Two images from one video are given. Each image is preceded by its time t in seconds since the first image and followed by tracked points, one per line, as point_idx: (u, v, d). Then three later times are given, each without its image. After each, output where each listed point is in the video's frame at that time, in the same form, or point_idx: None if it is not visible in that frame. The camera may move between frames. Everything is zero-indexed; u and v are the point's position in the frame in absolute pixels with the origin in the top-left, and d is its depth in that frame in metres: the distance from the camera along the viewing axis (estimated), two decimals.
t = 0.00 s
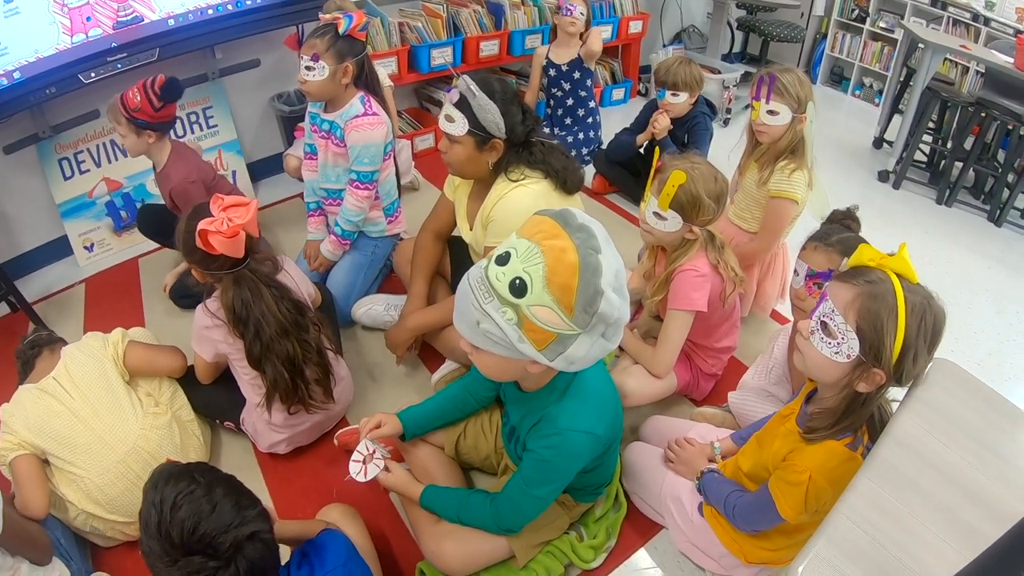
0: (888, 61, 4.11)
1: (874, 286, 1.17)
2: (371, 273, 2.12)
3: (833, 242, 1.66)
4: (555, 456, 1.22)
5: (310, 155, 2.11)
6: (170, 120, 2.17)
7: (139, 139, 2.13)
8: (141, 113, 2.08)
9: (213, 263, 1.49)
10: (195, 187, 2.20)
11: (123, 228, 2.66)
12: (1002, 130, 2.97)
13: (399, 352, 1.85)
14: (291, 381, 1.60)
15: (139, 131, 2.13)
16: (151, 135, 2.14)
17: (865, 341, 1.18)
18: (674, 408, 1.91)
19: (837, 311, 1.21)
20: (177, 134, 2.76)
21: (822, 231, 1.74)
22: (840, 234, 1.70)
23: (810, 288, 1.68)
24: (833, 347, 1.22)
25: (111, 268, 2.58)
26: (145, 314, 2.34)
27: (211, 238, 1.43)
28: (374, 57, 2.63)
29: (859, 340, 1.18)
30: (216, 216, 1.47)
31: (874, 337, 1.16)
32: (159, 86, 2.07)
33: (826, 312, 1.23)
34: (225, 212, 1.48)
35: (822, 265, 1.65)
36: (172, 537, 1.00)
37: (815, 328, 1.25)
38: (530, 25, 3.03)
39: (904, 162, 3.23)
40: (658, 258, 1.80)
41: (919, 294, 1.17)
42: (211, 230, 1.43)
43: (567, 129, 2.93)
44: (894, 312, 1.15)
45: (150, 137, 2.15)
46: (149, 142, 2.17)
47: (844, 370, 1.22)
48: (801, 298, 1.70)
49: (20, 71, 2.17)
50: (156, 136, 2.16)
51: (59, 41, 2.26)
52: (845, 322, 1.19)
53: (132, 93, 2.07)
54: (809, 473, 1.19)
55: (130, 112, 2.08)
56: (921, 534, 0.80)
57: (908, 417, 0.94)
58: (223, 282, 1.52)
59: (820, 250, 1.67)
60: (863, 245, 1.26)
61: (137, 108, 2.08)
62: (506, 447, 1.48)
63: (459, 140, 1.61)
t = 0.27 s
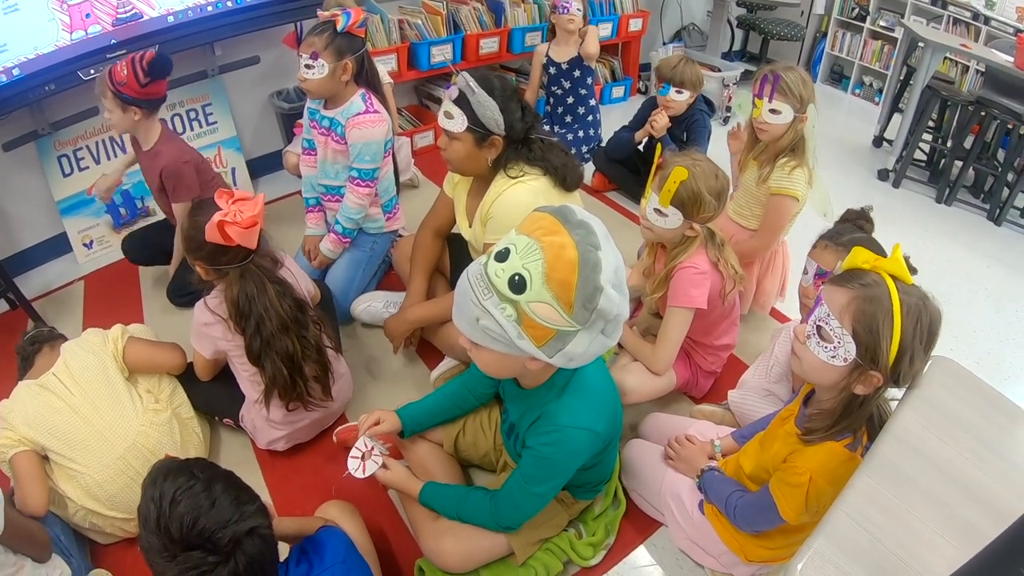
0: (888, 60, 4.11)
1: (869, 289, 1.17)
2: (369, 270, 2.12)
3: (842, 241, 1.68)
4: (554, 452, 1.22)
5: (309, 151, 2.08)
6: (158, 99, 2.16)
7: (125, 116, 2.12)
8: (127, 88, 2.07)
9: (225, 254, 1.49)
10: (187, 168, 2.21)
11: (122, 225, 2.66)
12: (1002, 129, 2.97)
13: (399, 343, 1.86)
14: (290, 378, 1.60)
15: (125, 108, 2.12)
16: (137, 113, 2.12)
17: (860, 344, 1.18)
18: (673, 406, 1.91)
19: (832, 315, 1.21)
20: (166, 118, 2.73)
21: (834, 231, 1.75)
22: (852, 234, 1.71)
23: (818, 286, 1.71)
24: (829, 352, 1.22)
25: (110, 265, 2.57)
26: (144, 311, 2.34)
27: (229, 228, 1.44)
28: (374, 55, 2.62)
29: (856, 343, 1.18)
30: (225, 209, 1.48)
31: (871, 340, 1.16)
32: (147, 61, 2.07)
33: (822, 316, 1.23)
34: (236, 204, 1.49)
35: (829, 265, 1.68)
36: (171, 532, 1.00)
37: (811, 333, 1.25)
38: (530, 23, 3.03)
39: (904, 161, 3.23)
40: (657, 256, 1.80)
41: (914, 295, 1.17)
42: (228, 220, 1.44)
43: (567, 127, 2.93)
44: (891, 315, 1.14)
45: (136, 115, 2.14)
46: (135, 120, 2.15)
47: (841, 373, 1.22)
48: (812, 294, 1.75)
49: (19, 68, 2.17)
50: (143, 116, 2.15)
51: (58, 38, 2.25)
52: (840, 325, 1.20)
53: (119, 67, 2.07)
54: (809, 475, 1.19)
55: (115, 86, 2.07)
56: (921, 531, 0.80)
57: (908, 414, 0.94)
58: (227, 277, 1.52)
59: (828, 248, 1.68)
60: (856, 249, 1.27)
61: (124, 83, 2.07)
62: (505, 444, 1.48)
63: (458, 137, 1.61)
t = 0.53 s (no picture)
0: (888, 59, 4.11)
1: (869, 291, 1.17)
2: (369, 268, 2.12)
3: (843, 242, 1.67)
4: (553, 451, 1.22)
5: (307, 149, 2.08)
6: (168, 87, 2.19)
7: (136, 104, 2.13)
8: (141, 74, 2.10)
9: (227, 255, 1.50)
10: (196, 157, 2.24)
11: (122, 223, 2.66)
12: (1002, 128, 2.96)
13: (399, 341, 1.86)
14: (290, 376, 1.60)
15: (136, 95, 2.13)
16: (148, 101, 2.14)
17: (864, 347, 1.18)
18: (673, 405, 1.91)
19: (833, 320, 1.21)
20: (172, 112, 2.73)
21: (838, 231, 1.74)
22: (853, 234, 1.71)
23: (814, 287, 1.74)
24: (833, 356, 1.22)
25: (110, 263, 2.58)
26: (144, 309, 2.34)
27: (233, 230, 1.44)
28: (374, 52, 2.62)
29: (859, 347, 1.18)
30: (229, 210, 1.48)
31: (874, 342, 1.16)
32: (161, 47, 2.08)
33: (823, 321, 1.23)
34: (239, 204, 1.49)
35: (825, 266, 1.69)
36: (170, 530, 1.00)
37: (813, 339, 1.25)
38: (530, 21, 3.02)
39: (904, 160, 3.23)
40: (657, 254, 1.80)
41: (914, 294, 1.17)
42: (232, 222, 1.44)
43: (567, 125, 2.93)
44: (893, 315, 1.15)
45: (147, 103, 2.15)
46: (145, 109, 2.17)
47: (846, 376, 1.22)
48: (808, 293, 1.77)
49: (19, 66, 2.17)
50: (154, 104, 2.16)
51: (58, 36, 2.25)
52: (843, 330, 1.19)
53: (132, 54, 2.09)
54: (813, 477, 1.19)
55: (129, 73, 2.09)
56: (919, 530, 0.80)
57: (907, 413, 0.94)
58: (229, 275, 1.53)
59: (827, 249, 1.68)
60: (854, 250, 1.27)
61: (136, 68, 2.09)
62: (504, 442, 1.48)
63: (458, 134, 1.61)
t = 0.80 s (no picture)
0: (889, 58, 4.10)
1: (871, 289, 1.17)
2: (369, 265, 2.11)
3: (839, 241, 1.66)
4: (551, 447, 1.22)
5: (306, 146, 2.09)
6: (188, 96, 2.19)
7: (157, 116, 2.14)
8: (160, 87, 2.10)
9: (230, 258, 1.50)
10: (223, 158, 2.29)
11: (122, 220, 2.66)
12: (1002, 127, 2.96)
13: (399, 339, 1.86)
14: (289, 377, 1.60)
15: (157, 107, 2.14)
16: (170, 111, 2.15)
17: (864, 344, 1.17)
18: (672, 402, 1.91)
19: (834, 316, 1.21)
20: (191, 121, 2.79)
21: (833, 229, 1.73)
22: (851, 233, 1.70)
23: (809, 282, 1.72)
24: (832, 352, 1.22)
25: (110, 260, 2.58)
26: (144, 306, 2.34)
27: (238, 236, 1.44)
28: (373, 50, 2.62)
29: (858, 344, 1.18)
30: (234, 214, 1.48)
31: (874, 339, 1.16)
32: (176, 59, 2.08)
33: (823, 317, 1.23)
34: (245, 207, 1.49)
35: (822, 263, 1.67)
36: (169, 525, 1.00)
37: (812, 334, 1.25)
38: (530, 18, 3.02)
39: (904, 159, 3.23)
40: (657, 251, 1.80)
41: (914, 292, 1.17)
42: (238, 228, 1.44)
43: (567, 123, 2.93)
44: (893, 312, 1.15)
45: (169, 113, 2.15)
46: (167, 119, 2.17)
47: (845, 373, 1.21)
48: (800, 287, 1.76)
49: (19, 63, 2.17)
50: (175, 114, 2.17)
51: (57, 33, 2.25)
52: (843, 326, 1.19)
53: (148, 68, 2.09)
54: (811, 473, 1.19)
55: (148, 86, 2.10)
56: (917, 526, 0.80)
57: (906, 410, 0.94)
58: (230, 277, 1.53)
59: (824, 246, 1.67)
60: (856, 246, 1.26)
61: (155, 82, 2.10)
62: (502, 439, 1.48)
63: (458, 131, 1.61)
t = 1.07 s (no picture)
0: (890, 56, 4.10)
1: (871, 286, 1.17)
2: (370, 263, 2.11)
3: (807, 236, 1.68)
4: (551, 442, 1.22)
5: (308, 144, 2.10)
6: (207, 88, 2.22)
7: (176, 107, 2.17)
8: (177, 77, 2.13)
9: (236, 259, 1.50)
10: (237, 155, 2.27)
11: (123, 218, 2.66)
12: (1004, 126, 2.96)
13: (399, 336, 1.86)
14: (291, 380, 1.61)
15: (175, 98, 2.17)
16: (187, 102, 2.17)
17: (864, 342, 1.18)
18: (673, 399, 1.91)
19: (835, 312, 1.21)
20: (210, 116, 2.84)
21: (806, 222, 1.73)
22: (821, 226, 1.71)
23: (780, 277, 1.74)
24: (833, 349, 1.22)
25: (111, 258, 2.58)
26: (145, 304, 2.34)
27: (250, 240, 1.44)
28: (374, 47, 2.62)
29: (859, 341, 1.18)
30: (244, 216, 1.48)
31: (874, 336, 1.16)
32: (194, 50, 2.13)
33: (824, 313, 1.23)
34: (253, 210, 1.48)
35: (790, 256, 1.70)
36: (170, 521, 1.00)
37: (813, 330, 1.25)
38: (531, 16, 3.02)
39: (905, 157, 3.22)
40: (658, 249, 1.80)
41: (915, 290, 1.17)
42: (249, 231, 1.44)
43: (567, 120, 2.91)
44: (893, 310, 1.15)
45: (186, 104, 2.18)
46: (185, 110, 2.20)
47: (846, 369, 1.22)
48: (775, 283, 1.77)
49: (20, 60, 2.17)
50: (192, 105, 2.20)
51: (58, 31, 2.25)
52: (844, 322, 1.19)
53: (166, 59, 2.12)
54: (812, 470, 1.19)
55: (166, 77, 2.12)
56: (918, 523, 0.80)
57: (907, 408, 0.94)
58: (234, 278, 1.53)
59: (791, 241, 1.70)
60: (858, 244, 1.26)
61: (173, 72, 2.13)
62: (503, 436, 1.48)
63: (459, 129, 1.61)
